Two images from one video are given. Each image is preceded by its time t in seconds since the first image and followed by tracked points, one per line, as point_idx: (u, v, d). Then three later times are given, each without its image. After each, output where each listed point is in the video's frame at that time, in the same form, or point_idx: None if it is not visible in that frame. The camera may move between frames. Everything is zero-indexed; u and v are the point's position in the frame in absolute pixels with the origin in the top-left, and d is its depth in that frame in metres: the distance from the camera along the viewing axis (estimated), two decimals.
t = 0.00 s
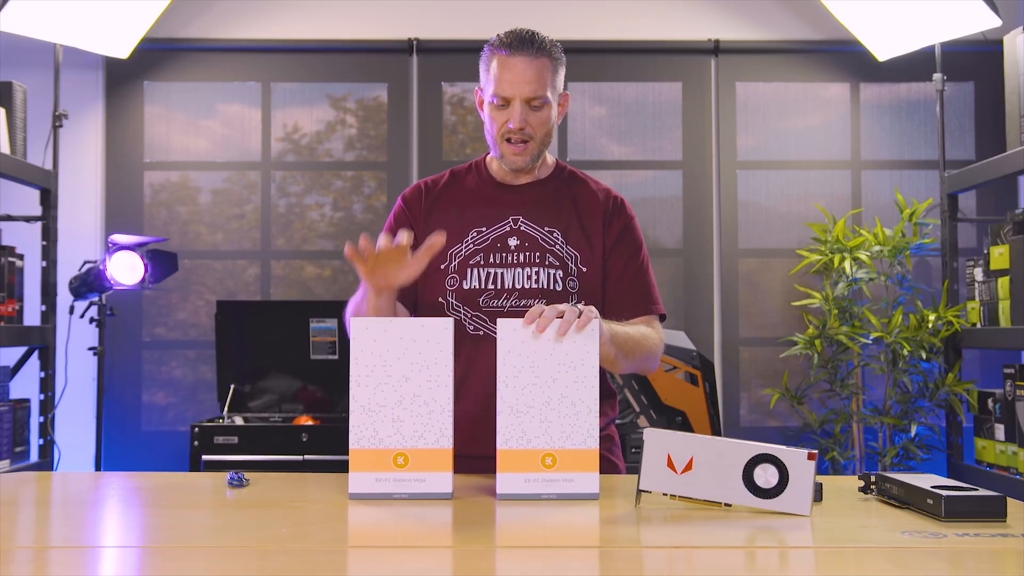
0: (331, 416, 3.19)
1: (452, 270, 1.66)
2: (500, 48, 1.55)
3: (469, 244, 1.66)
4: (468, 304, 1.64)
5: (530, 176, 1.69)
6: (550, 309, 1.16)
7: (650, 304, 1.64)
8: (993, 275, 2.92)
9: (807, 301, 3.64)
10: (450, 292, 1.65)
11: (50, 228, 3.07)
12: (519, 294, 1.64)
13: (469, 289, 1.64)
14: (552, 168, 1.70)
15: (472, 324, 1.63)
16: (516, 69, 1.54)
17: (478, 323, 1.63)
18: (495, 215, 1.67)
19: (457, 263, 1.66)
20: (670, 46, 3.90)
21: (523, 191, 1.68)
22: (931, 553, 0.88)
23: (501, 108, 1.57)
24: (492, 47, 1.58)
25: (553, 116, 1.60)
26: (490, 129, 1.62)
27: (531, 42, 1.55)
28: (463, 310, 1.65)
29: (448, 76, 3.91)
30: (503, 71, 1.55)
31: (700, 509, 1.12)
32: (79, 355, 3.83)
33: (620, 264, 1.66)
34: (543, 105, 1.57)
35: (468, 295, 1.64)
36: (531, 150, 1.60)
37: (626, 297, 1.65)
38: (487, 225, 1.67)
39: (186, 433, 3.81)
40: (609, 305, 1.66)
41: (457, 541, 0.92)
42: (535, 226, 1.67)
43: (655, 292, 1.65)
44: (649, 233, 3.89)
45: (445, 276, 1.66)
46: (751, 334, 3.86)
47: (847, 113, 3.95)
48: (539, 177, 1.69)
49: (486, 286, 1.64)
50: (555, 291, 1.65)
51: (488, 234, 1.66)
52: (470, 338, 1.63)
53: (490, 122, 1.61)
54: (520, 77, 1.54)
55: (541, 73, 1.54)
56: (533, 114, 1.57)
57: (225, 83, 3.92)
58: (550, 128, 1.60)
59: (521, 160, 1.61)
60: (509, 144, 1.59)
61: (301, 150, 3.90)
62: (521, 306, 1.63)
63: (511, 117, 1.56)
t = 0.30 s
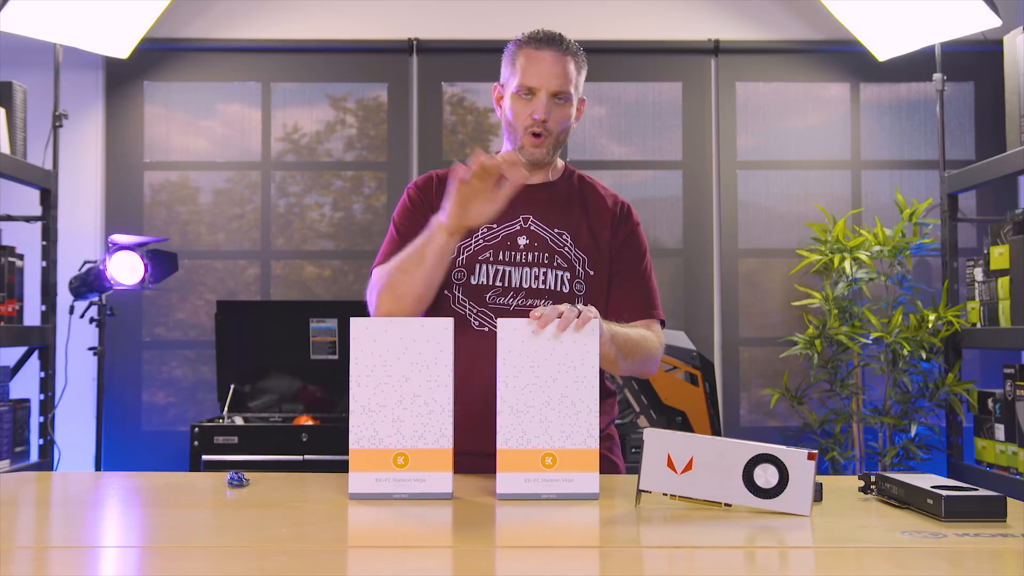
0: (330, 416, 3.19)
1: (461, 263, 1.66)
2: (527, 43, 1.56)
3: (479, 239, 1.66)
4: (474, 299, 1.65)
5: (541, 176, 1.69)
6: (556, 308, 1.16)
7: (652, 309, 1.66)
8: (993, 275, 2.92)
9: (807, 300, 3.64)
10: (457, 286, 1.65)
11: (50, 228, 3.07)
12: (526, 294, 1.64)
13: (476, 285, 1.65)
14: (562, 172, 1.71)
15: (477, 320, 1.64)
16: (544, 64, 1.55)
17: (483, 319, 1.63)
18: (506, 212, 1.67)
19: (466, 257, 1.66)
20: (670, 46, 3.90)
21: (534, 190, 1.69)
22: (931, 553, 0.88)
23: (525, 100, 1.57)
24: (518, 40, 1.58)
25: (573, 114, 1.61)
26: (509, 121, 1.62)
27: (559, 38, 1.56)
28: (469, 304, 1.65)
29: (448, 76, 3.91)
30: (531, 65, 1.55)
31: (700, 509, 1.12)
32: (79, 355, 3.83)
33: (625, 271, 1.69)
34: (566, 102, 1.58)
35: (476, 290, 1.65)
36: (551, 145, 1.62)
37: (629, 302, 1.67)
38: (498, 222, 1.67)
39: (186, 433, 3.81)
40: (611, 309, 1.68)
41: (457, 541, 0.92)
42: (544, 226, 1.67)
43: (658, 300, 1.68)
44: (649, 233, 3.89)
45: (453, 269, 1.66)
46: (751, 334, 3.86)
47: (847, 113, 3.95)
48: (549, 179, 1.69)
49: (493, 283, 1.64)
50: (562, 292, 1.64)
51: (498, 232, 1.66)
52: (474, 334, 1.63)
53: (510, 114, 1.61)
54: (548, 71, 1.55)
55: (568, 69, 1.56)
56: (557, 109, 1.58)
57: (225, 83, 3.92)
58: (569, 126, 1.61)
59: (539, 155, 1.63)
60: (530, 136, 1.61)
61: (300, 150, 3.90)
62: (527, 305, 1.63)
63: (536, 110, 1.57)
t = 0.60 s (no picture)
0: (330, 416, 3.19)
1: (468, 268, 1.65)
2: (544, 47, 1.58)
3: (486, 243, 1.65)
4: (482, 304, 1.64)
5: (547, 180, 1.69)
6: (551, 298, 1.16)
7: (653, 313, 1.67)
8: (993, 275, 2.92)
9: (807, 301, 3.64)
10: (465, 291, 1.64)
11: (50, 228, 3.07)
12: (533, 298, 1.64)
13: (484, 289, 1.64)
14: (567, 175, 1.71)
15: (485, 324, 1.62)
16: (561, 70, 1.57)
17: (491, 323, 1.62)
18: (512, 215, 1.66)
19: (473, 261, 1.65)
20: (670, 46, 3.90)
21: (540, 194, 1.68)
22: (931, 553, 0.88)
23: (540, 105, 1.58)
24: (535, 45, 1.60)
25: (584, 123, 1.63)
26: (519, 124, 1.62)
27: (576, 46, 1.58)
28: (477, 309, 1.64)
29: (448, 76, 3.91)
30: (547, 69, 1.57)
31: (700, 509, 1.12)
32: (79, 355, 3.83)
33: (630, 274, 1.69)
34: (580, 110, 1.60)
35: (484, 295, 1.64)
36: (562, 151, 1.60)
37: (632, 305, 1.67)
38: (504, 226, 1.66)
39: (186, 433, 3.81)
40: (615, 311, 1.68)
41: (457, 541, 0.92)
42: (551, 229, 1.66)
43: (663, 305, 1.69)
44: (649, 233, 3.89)
45: (460, 274, 1.65)
46: (751, 334, 3.86)
47: (847, 113, 3.95)
48: (555, 183, 1.69)
49: (501, 288, 1.64)
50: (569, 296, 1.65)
51: (505, 235, 1.65)
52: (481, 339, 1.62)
53: (522, 117, 1.61)
54: (565, 77, 1.56)
55: (584, 77, 1.58)
56: (570, 116, 1.59)
57: (225, 83, 3.93)
58: (580, 134, 1.62)
59: (549, 159, 1.60)
60: (542, 141, 1.59)
61: (300, 150, 3.90)
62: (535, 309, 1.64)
63: (552, 114, 1.57)
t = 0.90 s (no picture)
0: (330, 416, 3.19)
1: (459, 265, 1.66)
2: (499, 43, 1.57)
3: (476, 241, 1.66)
4: (473, 300, 1.66)
5: (537, 173, 1.68)
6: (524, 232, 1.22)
7: (651, 307, 1.65)
8: (993, 275, 2.92)
9: (807, 301, 3.64)
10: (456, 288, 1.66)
11: (50, 228, 3.07)
12: (524, 293, 1.65)
13: (475, 286, 1.65)
14: (557, 171, 1.69)
15: (476, 321, 1.65)
16: (517, 60, 1.55)
17: (482, 320, 1.64)
18: (503, 213, 1.67)
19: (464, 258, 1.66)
20: (670, 46, 3.90)
21: (531, 190, 1.68)
22: (931, 554, 0.88)
23: (504, 98, 1.57)
24: (490, 44, 1.60)
25: (557, 103, 1.60)
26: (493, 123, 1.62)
27: (529, 33, 1.57)
28: (468, 306, 1.66)
29: (448, 76, 3.91)
30: (504, 63, 1.56)
31: (700, 509, 1.12)
32: (79, 355, 3.84)
33: (625, 268, 1.67)
34: (546, 91, 1.57)
35: (474, 291, 1.66)
36: (538, 136, 1.59)
37: (626, 300, 1.66)
38: (494, 222, 1.67)
39: (186, 433, 3.81)
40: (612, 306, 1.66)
41: (456, 541, 0.92)
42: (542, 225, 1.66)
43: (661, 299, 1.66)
44: (649, 233, 3.89)
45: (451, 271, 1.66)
46: (751, 333, 3.86)
47: (847, 113, 3.95)
48: (546, 178, 1.68)
49: (492, 284, 1.65)
50: (561, 291, 1.65)
51: (495, 232, 1.66)
52: (474, 335, 1.64)
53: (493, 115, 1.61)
54: (523, 66, 1.55)
55: (542, 61, 1.56)
56: (538, 100, 1.57)
57: (225, 83, 3.93)
58: (554, 115, 1.60)
59: (528, 147, 1.60)
60: (515, 132, 1.59)
61: (301, 150, 3.90)
62: (526, 305, 1.65)
63: (515, 104, 1.56)
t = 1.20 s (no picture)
0: (330, 416, 3.19)
1: (443, 267, 1.66)
2: (459, 49, 1.57)
3: (460, 242, 1.66)
4: (459, 302, 1.65)
5: (520, 173, 1.70)
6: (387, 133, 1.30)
7: (650, 302, 1.64)
8: (993, 275, 2.92)
9: (807, 300, 3.64)
10: (441, 290, 1.66)
11: (50, 228, 3.07)
12: (510, 292, 1.64)
13: (460, 287, 1.65)
14: (543, 165, 1.71)
15: (463, 323, 1.63)
16: (477, 63, 1.56)
17: (469, 321, 1.63)
18: (487, 213, 1.68)
19: (448, 260, 1.66)
20: (670, 46, 3.90)
21: (514, 190, 1.69)
22: (931, 553, 0.88)
23: (471, 103, 1.58)
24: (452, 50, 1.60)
25: (524, 99, 1.60)
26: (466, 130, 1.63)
27: (485, 34, 1.56)
28: (454, 308, 1.65)
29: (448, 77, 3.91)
30: (465, 68, 1.56)
31: (700, 509, 1.12)
32: (79, 355, 3.84)
33: (614, 262, 1.65)
34: (510, 90, 1.57)
35: (459, 293, 1.65)
36: (509, 137, 1.59)
37: (616, 293, 1.64)
38: (478, 224, 1.67)
39: (186, 433, 3.81)
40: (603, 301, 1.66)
41: (457, 541, 0.92)
42: (526, 223, 1.67)
43: (653, 291, 1.64)
44: (649, 233, 3.89)
45: (435, 273, 1.66)
46: (751, 334, 3.86)
47: (847, 113, 3.95)
48: (528, 174, 1.70)
49: (476, 285, 1.64)
50: (547, 289, 1.64)
51: (479, 233, 1.66)
52: (462, 337, 1.63)
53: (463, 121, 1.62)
54: (483, 68, 1.55)
55: (502, 61, 1.56)
56: (502, 100, 1.57)
57: (225, 83, 3.93)
58: (522, 112, 1.60)
59: (501, 149, 1.60)
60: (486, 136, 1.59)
61: (300, 150, 3.90)
62: (512, 303, 1.63)
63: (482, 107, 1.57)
